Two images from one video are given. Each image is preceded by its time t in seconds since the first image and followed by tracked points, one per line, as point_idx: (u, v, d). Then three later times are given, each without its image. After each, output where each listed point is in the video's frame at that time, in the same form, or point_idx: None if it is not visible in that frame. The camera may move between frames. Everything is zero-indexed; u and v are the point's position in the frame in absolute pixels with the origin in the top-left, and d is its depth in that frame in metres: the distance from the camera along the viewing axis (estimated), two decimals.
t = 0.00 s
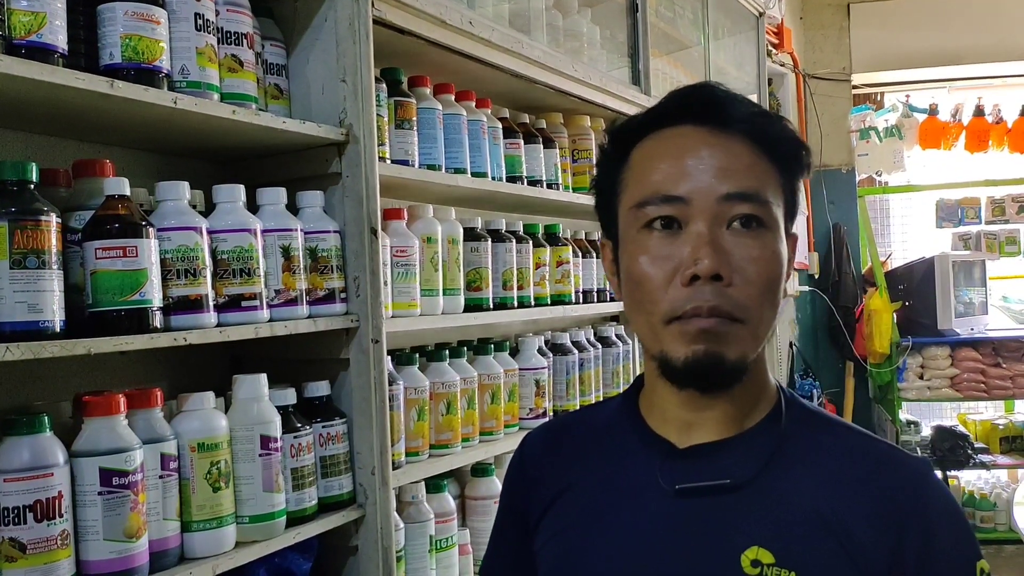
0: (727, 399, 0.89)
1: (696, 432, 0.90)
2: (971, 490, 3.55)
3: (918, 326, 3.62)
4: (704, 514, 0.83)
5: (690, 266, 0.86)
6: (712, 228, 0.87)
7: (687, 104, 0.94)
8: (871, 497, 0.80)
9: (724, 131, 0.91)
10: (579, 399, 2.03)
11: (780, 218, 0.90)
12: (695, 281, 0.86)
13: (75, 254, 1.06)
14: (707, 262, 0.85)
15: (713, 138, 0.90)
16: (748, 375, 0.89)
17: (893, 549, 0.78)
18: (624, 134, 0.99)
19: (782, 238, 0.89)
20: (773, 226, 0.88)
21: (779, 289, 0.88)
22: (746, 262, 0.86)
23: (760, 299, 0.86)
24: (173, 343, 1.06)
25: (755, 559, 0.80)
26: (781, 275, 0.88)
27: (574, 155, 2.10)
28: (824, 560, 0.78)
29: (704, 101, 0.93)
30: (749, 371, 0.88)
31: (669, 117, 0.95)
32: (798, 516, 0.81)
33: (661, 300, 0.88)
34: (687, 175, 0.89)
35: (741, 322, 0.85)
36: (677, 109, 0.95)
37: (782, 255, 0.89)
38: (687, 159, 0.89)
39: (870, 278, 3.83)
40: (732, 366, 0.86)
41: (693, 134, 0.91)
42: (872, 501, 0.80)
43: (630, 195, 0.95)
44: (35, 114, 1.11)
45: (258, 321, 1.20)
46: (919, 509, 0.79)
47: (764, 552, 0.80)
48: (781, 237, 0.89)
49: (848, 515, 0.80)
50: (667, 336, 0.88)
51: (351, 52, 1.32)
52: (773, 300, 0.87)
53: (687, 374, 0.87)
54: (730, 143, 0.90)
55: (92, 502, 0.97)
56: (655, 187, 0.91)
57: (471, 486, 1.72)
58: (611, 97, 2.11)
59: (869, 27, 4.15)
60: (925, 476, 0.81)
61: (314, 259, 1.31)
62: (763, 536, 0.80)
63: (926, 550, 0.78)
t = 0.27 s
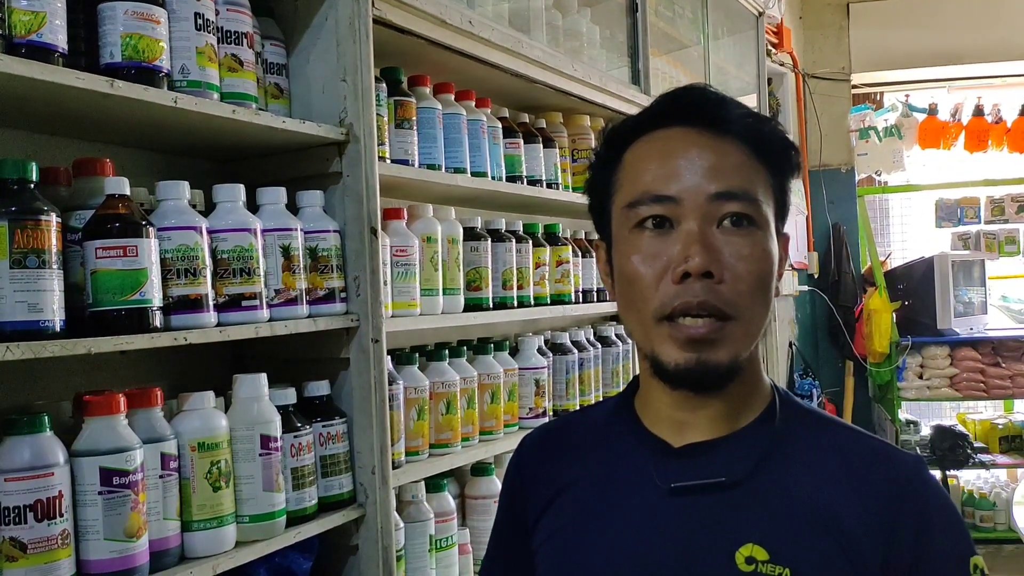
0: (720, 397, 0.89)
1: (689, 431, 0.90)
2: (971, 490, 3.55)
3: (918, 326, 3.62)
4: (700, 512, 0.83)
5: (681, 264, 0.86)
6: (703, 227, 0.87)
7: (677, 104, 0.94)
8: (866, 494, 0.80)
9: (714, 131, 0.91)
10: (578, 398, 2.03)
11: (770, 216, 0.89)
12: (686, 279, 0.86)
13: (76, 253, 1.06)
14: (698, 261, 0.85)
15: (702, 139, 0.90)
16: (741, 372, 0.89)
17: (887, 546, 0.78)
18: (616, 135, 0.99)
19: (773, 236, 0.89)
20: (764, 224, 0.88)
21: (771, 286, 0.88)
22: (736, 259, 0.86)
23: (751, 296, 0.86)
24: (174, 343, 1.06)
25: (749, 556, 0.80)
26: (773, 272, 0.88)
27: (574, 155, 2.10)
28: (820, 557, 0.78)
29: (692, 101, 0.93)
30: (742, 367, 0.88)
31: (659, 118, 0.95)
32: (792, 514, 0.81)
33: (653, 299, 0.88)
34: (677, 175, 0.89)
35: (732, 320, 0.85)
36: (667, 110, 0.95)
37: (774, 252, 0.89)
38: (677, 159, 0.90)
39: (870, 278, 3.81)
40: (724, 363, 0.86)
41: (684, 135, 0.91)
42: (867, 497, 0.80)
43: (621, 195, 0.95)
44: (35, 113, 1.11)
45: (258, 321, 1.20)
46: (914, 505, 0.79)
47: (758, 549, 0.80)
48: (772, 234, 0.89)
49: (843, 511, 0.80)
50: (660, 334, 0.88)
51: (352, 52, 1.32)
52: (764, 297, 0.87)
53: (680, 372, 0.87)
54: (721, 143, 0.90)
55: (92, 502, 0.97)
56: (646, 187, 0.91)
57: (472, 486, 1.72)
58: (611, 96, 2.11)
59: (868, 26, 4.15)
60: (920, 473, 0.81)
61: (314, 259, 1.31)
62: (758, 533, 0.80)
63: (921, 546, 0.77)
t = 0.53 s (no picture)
0: (720, 396, 0.89)
1: (688, 430, 0.90)
2: (971, 490, 3.56)
3: (918, 326, 3.62)
4: (699, 511, 0.83)
5: (683, 264, 0.86)
6: (705, 226, 0.87)
7: (677, 104, 0.94)
8: (865, 493, 0.81)
9: (714, 130, 0.91)
10: (578, 398, 2.03)
11: (770, 216, 0.89)
12: (689, 278, 0.86)
13: (75, 252, 1.05)
14: (701, 260, 0.85)
15: (702, 139, 0.90)
16: (743, 371, 0.89)
17: (885, 545, 0.78)
18: (615, 136, 0.99)
19: (774, 235, 0.89)
20: (765, 223, 0.88)
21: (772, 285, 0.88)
22: (738, 259, 0.86)
23: (753, 294, 0.86)
24: (174, 341, 1.06)
25: (748, 553, 0.80)
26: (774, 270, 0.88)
27: (574, 154, 2.10)
28: (818, 555, 0.78)
29: (692, 101, 0.94)
30: (744, 366, 0.88)
31: (658, 117, 0.95)
32: (791, 512, 0.81)
33: (655, 299, 0.88)
34: (678, 175, 0.89)
35: (735, 318, 0.85)
36: (665, 110, 0.95)
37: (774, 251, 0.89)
38: (677, 159, 0.89)
39: (870, 278, 3.81)
40: (728, 362, 0.86)
41: (684, 135, 0.91)
42: (865, 497, 0.80)
43: (622, 195, 0.95)
44: (35, 112, 1.11)
45: (257, 320, 1.20)
46: (912, 505, 0.80)
47: (757, 547, 0.80)
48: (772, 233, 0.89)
49: (841, 510, 0.80)
50: (662, 333, 0.88)
51: (352, 51, 1.32)
52: (765, 295, 0.87)
53: (683, 372, 0.87)
54: (720, 143, 0.90)
55: (92, 501, 0.97)
56: (646, 187, 0.91)
57: (472, 485, 1.72)
58: (611, 96, 2.11)
59: (868, 26, 4.15)
60: (917, 473, 0.82)
61: (314, 258, 1.31)
62: (756, 531, 0.81)
63: (919, 547, 0.78)
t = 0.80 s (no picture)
0: (724, 393, 0.89)
1: (690, 430, 0.90)
2: (970, 490, 3.56)
3: (917, 326, 3.62)
4: (700, 512, 0.83)
5: (700, 257, 0.86)
6: (722, 222, 0.87)
7: (701, 100, 0.95)
8: (865, 495, 0.81)
9: (733, 128, 0.91)
10: (578, 398, 2.03)
11: (784, 217, 0.90)
12: (705, 272, 0.86)
13: (76, 252, 1.05)
14: (718, 254, 0.86)
15: (723, 136, 0.90)
16: (748, 371, 0.89)
17: (885, 546, 0.79)
18: (634, 127, 0.99)
19: (787, 237, 0.90)
20: (779, 224, 0.89)
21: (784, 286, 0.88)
22: (753, 256, 0.86)
23: (766, 293, 0.86)
24: (174, 341, 1.06)
25: (749, 556, 0.80)
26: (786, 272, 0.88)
27: (575, 154, 2.10)
28: (817, 557, 0.79)
29: (715, 97, 0.94)
30: (752, 366, 0.88)
31: (680, 111, 0.95)
32: (792, 514, 0.81)
33: (668, 292, 0.88)
34: (697, 170, 0.89)
35: (746, 316, 0.85)
36: (687, 105, 0.95)
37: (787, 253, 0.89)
38: (696, 154, 0.90)
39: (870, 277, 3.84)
40: (734, 360, 0.86)
41: (704, 130, 0.92)
42: (865, 498, 0.81)
43: (638, 187, 0.95)
44: (36, 112, 1.11)
45: (257, 320, 1.20)
46: (911, 506, 0.80)
47: (758, 550, 0.80)
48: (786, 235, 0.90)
49: (841, 511, 0.80)
50: (672, 326, 0.87)
51: (352, 51, 1.32)
52: (777, 296, 0.87)
53: (690, 367, 0.86)
54: (739, 140, 0.90)
55: (92, 501, 0.97)
56: (665, 180, 0.91)
57: (472, 485, 1.72)
58: (611, 96, 2.11)
59: (868, 27, 4.15)
60: (917, 474, 0.82)
61: (314, 258, 1.31)
62: (758, 533, 0.81)
63: (918, 547, 0.78)
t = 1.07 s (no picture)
0: (728, 398, 0.89)
1: (696, 430, 0.90)
2: (970, 490, 3.56)
3: (917, 326, 3.62)
4: (704, 513, 0.83)
5: (694, 261, 0.86)
6: (717, 224, 0.87)
7: (694, 103, 0.95)
8: (869, 495, 0.81)
9: (729, 129, 0.91)
10: (579, 398, 2.03)
11: (782, 216, 0.90)
12: (699, 276, 0.85)
13: (76, 251, 1.05)
14: (711, 258, 0.85)
15: (718, 137, 0.90)
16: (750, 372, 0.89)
17: (888, 547, 0.79)
18: (630, 131, 0.99)
19: (786, 236, 0.90)
20: (776, 224, 0.88)
21: (782, 286, 0.88)
22: (749, 258, 0.86)
23: (764, 294, 0.86)
24: (175, 341, 1.06)
25: (756, 558, 0.80)
26: (784, 272, 0.88)
27: (575, 154, 2.10)
28: (821, 558, 0.79)
29: (711, 98, 0.94)
30: (752, 368, 0.88)
31: (675, 113, 0.95)
32: (798, 515, 0.81)
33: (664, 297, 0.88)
34: (691, 172, 0.89)
35: (744, 319, 0.85)
36: (682, 107, 0.95)
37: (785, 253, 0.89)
38: (691, 156, 0.90)
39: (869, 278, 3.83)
40: (734, 363, 0.86)
41: (699, 132, 0.91)
42: (869, 498, 0.81)
43: (634, 192, 0.95)
44: (36, 111, 1.11)
45: (258, 319, 1.20)
46: (913, 507, 0.80)
47: (764, 551, 0.80)
48: (783, 234, 0.89)
49: (845, 512, 0.80)
50: (670, 331, 0.88)
51: (353, 50, 1.32)
52: (776, 296, 0.87)
53: (690, 371, 0.87)
54: (734, 141, 0.90)
55: (93, 500, 0.97)
56: (659, 183, 0.91)
57: (472, 485, 1.72)
58: (612, 95, 2.11)
59: (868, 27, 4.16)
60: (918, 476, 0.83)
61: (315, 258, 1.31)
62: (764, 534, 0.81)
63: (920, 549, 0.79)
